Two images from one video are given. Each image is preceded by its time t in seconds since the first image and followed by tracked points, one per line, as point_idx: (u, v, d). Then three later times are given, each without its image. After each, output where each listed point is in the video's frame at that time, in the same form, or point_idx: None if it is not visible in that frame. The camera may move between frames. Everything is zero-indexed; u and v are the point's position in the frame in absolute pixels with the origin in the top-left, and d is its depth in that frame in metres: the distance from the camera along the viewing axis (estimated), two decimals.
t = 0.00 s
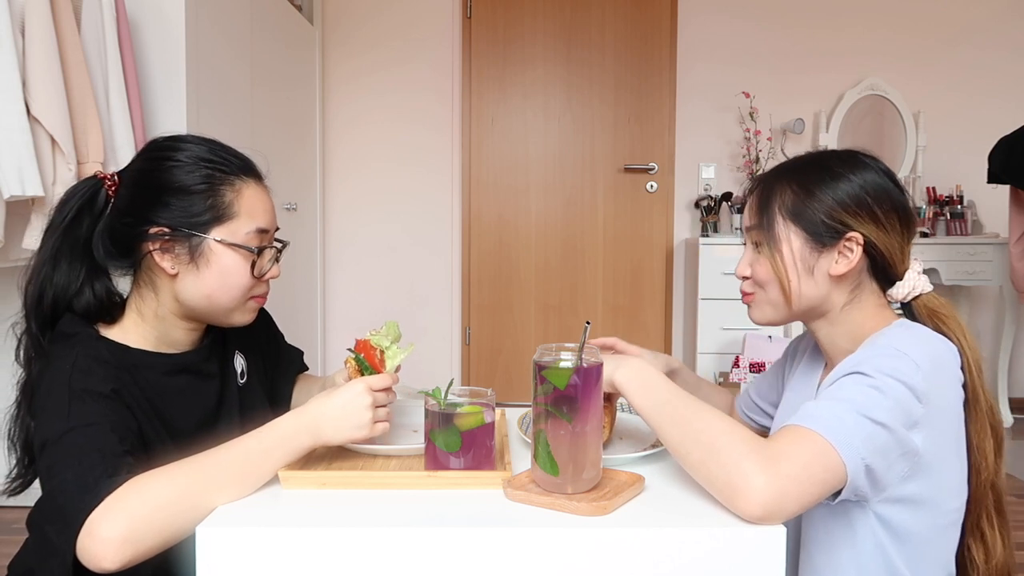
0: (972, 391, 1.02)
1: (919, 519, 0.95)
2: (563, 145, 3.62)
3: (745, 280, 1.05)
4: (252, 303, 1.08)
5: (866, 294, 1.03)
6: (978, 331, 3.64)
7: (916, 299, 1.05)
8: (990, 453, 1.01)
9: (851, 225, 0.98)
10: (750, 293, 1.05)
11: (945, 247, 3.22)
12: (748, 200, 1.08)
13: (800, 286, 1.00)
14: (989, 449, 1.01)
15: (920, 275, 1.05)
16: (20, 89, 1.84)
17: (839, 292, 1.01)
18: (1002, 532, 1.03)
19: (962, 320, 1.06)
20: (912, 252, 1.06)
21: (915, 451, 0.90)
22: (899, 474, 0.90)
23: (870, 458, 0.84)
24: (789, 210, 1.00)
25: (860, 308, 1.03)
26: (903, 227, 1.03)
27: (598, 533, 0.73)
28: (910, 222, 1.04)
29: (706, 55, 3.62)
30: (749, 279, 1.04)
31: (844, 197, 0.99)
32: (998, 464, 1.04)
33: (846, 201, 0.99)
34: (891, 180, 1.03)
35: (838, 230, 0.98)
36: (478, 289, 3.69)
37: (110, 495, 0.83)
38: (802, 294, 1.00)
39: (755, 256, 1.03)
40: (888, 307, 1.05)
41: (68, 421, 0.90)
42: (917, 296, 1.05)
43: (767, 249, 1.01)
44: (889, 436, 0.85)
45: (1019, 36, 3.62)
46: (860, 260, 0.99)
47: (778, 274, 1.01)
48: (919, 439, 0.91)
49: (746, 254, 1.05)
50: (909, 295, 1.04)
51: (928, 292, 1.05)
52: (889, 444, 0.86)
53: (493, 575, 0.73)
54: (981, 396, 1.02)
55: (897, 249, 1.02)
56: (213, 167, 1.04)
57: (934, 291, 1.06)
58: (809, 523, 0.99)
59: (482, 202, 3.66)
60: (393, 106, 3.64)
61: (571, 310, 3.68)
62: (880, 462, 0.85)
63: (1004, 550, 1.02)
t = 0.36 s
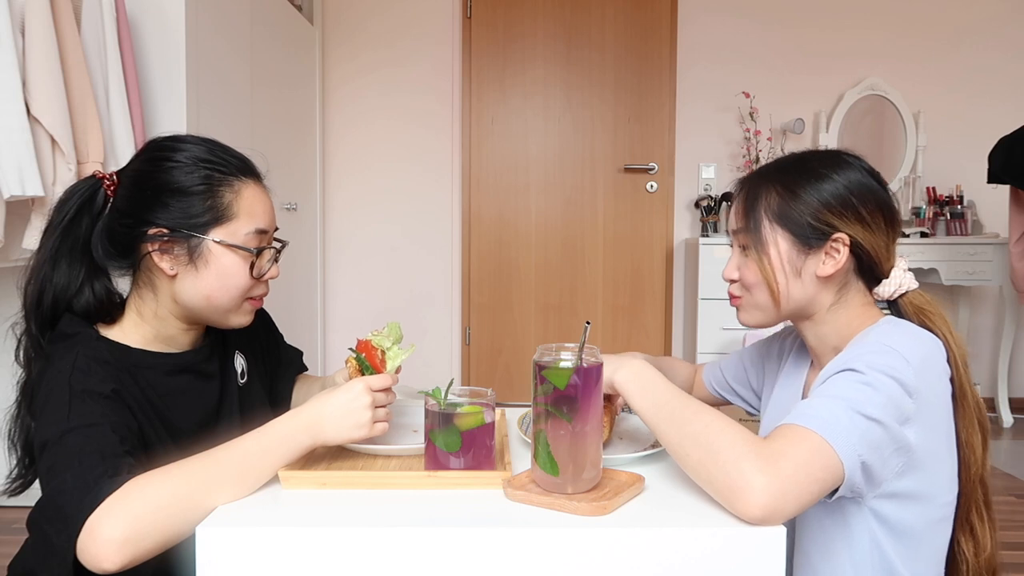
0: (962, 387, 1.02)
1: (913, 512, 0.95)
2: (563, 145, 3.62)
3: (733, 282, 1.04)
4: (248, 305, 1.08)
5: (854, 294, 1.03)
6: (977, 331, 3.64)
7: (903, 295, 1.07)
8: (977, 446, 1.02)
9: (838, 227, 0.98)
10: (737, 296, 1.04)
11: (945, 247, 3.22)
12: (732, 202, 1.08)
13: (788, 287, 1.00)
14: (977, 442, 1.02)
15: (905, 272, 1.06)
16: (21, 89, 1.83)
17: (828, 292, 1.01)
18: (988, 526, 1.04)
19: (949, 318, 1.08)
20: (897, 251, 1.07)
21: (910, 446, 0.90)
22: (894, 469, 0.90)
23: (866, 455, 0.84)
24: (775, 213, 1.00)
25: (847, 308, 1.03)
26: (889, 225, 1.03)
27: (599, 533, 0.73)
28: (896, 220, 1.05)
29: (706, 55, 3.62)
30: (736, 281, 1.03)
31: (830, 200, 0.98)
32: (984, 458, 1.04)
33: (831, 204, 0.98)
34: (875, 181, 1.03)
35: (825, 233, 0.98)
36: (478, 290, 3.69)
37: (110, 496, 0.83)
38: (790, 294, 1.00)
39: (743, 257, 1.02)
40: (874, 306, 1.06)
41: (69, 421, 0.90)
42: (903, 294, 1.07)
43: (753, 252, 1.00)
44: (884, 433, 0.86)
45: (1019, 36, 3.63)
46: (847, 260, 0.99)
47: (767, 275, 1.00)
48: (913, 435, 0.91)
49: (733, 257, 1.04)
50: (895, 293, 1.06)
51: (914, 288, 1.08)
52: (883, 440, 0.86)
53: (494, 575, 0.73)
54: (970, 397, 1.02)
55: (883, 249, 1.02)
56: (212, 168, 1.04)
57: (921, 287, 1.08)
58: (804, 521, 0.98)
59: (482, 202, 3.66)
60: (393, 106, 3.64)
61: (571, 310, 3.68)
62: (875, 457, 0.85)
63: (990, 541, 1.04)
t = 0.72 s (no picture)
0: (951, 385, 1.01)
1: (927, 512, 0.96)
2: (563, 145, 3.62)
3: (721, 289, 1.04)
4: (241, 306, 1.08)
5: (839, 296, 1.04)
6: (977, 331, 3.64)
7: (890, 296, 1.06)
8: (968, 443, 1.02)
9: (822, 230, 0.98)
10: (728, 304, 1.04)
11: (945, 247, 3.22)
12: (718, 207, 1.08)
13: (775, 292, 1.00)
14: (969, 441, 1.02)
15: (891, 273, 1.06)
16: (21, 89, 1.83)
17: (814, 296, 1.01)
18: (982, 523, 1.04)
19: (937, 316, 1.07)
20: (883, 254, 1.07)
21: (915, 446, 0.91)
22: (904, 471, 0.91)
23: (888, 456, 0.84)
24: (760, 217, 1.00)
25: (835, 311, 1.04)
26: (872, 228, 1.04)
27: (600, 533, 0.73)
28: (880, 224, 1.05)
29: (706, 55, 3.62)
30: (724, 288, 1.03)
31: (814, 202, 0.98)
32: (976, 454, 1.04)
33: (816, 205, 0.98)
34: (860, 181, 1.03)
35: (811, 236, 0.98)
36: (478, 290, 3.69)
37: (112, 499, 0.83)
38: (777, 299, 1.00)
39: (728, 263, 1.02)
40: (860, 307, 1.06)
41: (69, 422, 0.90)
42: (889, 294, 1.06)
43: (740, 258, 1.00)
44: (898, 432, 0.86)
45: (1020, 36, 3.62)
46: (832, 263, 0.99)
47: (756, 282, 0.99)
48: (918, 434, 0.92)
49: (719, 264, 1.04)
50: (883, 294, 1.06)
51: (901, 288, 1.07)
52: (898, 439, 0.86)
53: None
54: (960, 393, 1.02)
55: (868, 250, 1.03)
56: (201, 165, 1.03)
57: (908, 288, 1.07)
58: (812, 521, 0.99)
59: (482, 202, 3.66)
60: (392, 106, 3.64)
61: (571, 310, 3.68)
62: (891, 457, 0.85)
63: (984, 541, 1.03)
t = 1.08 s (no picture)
0: (929, 389, 1.02)
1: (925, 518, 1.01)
2: (563, 145, 3.62)
3: (698, 286, 1.05)
4: (269, 314, 1.07)
5: (815, 298, 1.05)
6: (977, 331, 3.64)
7: (864, 300, 1.07)
8: (945, 443, 1.03)
9: (800, 231, 0.99)
10: (702, 302, 1.05)
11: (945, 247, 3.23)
12: (697, 203, 1.08)
13: (750, 291, 1.01)
14: (946, 441, 1.03)
15: (867, 276, 1.07)
16: (21, 89, 1.83)
17: (790, 295, 1.03)
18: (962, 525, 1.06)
19: (912, 319, 1.06)
20: (859, 256, 1.07)
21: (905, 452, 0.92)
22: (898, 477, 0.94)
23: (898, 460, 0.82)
24: (738, 215, 1.00)
25: (809, 312, 1.04)
26: (850, 229, 1.04)
27: (599, 533, 0.73)
28: (857, 224, 1.06)
29: (706, 55, 3.62)
30: (701, 285, 1.04)
31: (793, 202, 0.99)
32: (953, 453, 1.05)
33: (795, 206, 0.99)
34: (838, 183, 1.04)
35: (788, 237, 0.99)
36: (478, 290, 3.69)
37: (110, 499, 0.83)
38: (752, 298, 1.02)
39: (705, 260, 1.03)
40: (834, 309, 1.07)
41: (72, 421, 0.90)
42: (864, 298, 1.06)
43: (716, 256, 1.01)
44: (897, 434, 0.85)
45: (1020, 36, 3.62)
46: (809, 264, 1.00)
47: (731, 280, 1.01)
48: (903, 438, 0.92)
49: (696, 260, 1.05)
50: (858, 297, 1.07)
51: (875, 292, 1.07)
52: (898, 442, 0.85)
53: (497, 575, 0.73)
54: (936, 395, 1.02)
55: (844, 252, 1.03)
56: (231, 175, 1.02)
57: (882, 291, 1.07)
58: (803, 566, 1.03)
59: (482, 202, 3.66)
60: (392, 106, 3.64)
61: (571, 310, 3.68)
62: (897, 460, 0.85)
63: (963, 539, 1.05)
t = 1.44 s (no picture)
0: (899, 384, 1.03)
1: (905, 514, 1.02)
2: (563, 145, 3.62)
3: (671, 289, 1.07)
4: (275, 325, 1.08)
5: (786, 299, 1.06)
6: (977, 331, 3.64)
7: (837, 299, 1.08)
8: (920, 439, 1.04)
9: (768, 233, 1.00)
10: (675, 305, 1.07)
11: (945, 247, 3.23)
12: (668, 206, 1.09)
13: (721, 294, 1.03)
14: (920, 437, 1.04)
15: (838, 275, 1.07)
16: (21, 89, 1.83)
17: (760, 296, 1.04)
18: (940, 517, 1.08)
19: (884, 315, 1.08)
20: (829, 257, 1.08)
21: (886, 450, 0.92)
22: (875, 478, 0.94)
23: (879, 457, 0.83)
24: (706, 219, 1.02)
25: (781, 313, 1.06)
26: (819, 229, 1.05)
27: (599, 533, 0.73)
28: (826, 225, 1.07)
29: (706, 55, 3.62)
30: (673, 289, 1.06)
31: (761, 205, 1.00)
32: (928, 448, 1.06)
33: (763, 208, 1.00)
34: (805, 183, 1.05)
35: (757, 238, 1.00)
36: (478, 290, 3.69)
37: (114, 496, 0.83)
38: (723, 300, 1.03)
39: (677, 264, 1.05)
40: (806, 309, 1.08)
41: (79, 418, 0.90)
42: (836, 297, 1.07)
43: (686, 260, 1.03)
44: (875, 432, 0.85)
45: (1020, 36, 3.62)
46: (779, 264, 1.01)
47: (701, 283, 1.03)
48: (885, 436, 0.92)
49: (670, 264, 1.06)
50: (829, 297, 1.07)
51: (847, 291, 1.08)
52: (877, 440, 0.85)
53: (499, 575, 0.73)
54: (909, 392, 1.03)
55: (815, 251, 1.04)
56: (261, 188, 1.03)
57: (855, 290, 1.08)
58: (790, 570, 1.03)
59: (482, 202, 3.66)
60: (392, 106, 3.64)
61: (571, 310, 3.68)
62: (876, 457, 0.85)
63: (941, 532, 1.07)
